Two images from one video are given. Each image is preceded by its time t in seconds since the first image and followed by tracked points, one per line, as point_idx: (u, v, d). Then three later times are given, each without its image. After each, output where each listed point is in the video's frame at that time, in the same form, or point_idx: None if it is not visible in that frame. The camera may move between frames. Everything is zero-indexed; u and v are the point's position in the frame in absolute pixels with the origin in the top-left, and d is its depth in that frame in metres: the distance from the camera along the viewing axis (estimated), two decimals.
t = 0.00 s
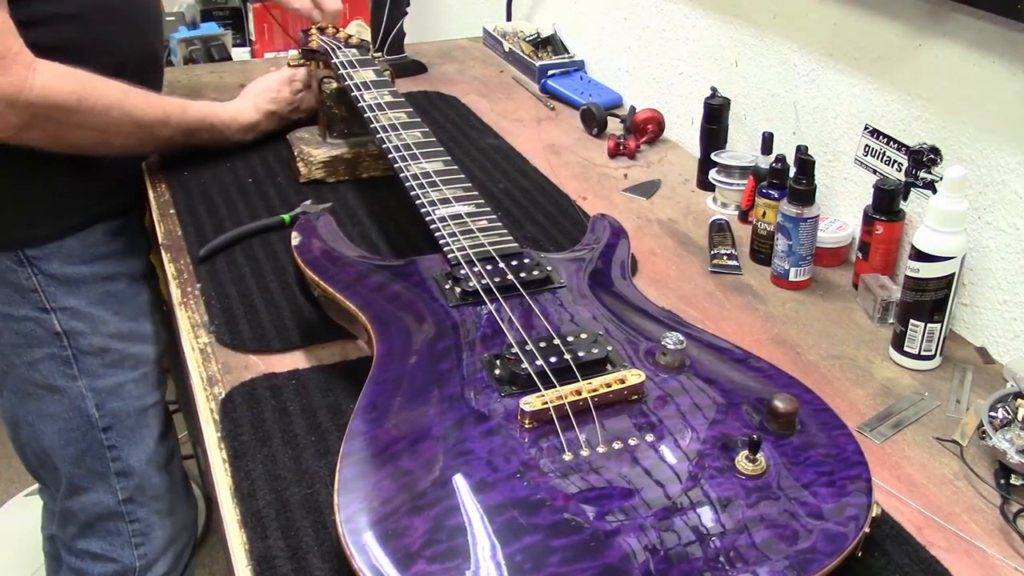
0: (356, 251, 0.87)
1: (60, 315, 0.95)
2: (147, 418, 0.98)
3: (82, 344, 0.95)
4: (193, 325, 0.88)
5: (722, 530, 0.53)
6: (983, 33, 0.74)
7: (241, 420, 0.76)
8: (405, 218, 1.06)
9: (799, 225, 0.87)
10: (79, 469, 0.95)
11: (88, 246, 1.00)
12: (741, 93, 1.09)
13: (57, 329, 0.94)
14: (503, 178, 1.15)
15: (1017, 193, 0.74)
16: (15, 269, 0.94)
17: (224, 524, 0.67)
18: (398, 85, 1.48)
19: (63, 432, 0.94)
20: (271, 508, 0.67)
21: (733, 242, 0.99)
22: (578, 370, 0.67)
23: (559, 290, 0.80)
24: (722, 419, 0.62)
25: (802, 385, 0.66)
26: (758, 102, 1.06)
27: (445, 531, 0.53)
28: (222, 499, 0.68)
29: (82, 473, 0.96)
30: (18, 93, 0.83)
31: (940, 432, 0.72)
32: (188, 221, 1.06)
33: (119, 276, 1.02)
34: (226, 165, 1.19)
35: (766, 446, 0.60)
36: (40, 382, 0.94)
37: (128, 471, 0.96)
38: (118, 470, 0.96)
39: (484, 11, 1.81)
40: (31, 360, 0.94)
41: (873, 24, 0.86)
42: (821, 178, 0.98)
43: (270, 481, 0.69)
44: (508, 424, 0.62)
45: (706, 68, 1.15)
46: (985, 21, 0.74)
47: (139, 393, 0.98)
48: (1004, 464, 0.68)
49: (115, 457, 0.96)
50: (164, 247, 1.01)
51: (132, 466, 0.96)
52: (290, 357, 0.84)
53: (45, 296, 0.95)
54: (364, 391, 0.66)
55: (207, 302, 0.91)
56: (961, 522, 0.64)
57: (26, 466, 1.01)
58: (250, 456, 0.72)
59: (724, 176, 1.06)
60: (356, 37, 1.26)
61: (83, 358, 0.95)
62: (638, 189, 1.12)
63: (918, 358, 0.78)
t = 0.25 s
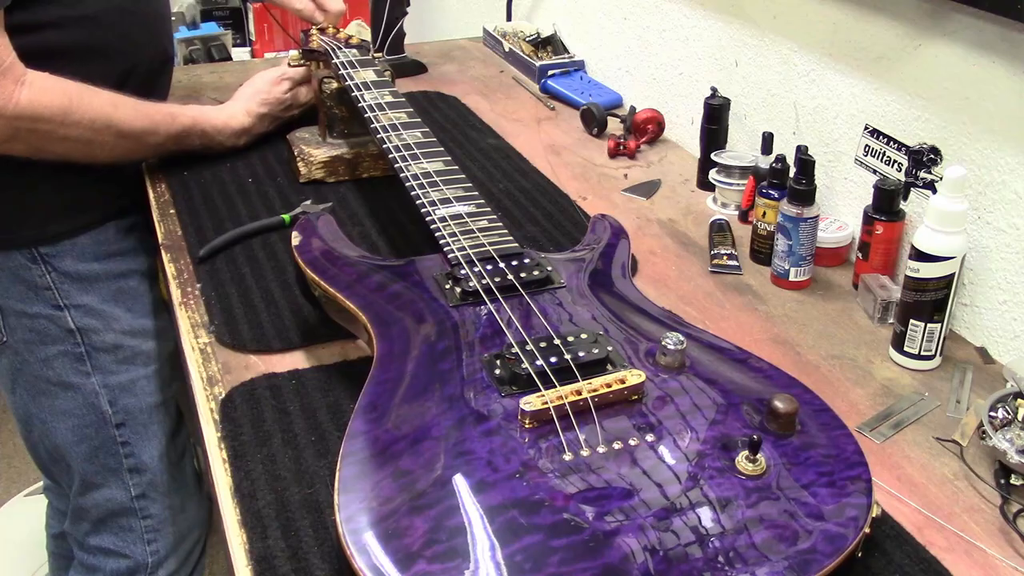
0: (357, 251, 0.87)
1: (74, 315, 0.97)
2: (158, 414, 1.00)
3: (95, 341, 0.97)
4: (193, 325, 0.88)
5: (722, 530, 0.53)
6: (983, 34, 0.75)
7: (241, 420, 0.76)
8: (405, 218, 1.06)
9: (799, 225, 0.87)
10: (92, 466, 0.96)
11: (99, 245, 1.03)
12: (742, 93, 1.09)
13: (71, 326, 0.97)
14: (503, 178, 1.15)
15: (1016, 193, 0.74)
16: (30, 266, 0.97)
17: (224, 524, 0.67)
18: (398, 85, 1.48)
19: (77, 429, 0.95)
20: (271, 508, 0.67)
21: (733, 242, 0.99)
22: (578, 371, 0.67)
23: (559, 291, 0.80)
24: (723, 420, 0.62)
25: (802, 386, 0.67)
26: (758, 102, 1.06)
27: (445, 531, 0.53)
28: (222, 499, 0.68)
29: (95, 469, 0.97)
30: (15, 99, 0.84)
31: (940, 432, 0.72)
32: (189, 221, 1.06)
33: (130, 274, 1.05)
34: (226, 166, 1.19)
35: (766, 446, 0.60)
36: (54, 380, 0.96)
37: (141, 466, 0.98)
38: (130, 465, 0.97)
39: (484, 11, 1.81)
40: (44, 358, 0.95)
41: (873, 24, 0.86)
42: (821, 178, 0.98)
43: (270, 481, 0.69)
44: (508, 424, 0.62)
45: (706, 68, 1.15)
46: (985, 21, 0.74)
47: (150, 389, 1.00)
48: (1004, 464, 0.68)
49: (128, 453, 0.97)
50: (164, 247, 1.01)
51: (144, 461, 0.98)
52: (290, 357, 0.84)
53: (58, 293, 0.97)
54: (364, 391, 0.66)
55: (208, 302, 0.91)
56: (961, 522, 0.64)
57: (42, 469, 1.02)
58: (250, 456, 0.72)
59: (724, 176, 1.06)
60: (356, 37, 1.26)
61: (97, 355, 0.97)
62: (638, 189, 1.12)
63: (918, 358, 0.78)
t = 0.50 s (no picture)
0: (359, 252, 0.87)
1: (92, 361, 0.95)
2: (174, 448, 1.04)
3: (114, 381, 0.97)
4: (193, 324, 0.88)
5: (723, 530, 0.53)
6: (983, 33, 0.75)
7: (241, 420, 0.76)
8: (405, 217, 1.06)
9: (799, 225, 0.87)
10: (109, 508, 0.99)
11: (120, 280, 0.96)
12: (742, 93, 1.09)
13: (89, 368, 0.95)
14: (503, 178, 1.15)
15: (1016, 193, 0.74)
16: (48, 307, 0.91)
17: (223, 524, 0.67)
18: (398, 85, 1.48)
19: (92, 471, 0.97)
20: (271, 507, 0.67)
21: (733, 242, 0.99)
22: (579, 370, 0.67)
23: (559, 291, 0.80)
24: (723, 420, 0.62)
25: (802, 386, 0.67)
26: (758, 102, 1.06)
27: (445, 532, 0.53)
28: (222, 498, 0.68)
29: (112, 511, 1.00)
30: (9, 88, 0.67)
31: (940, 432, 0.72)
32: (189, 221, 1.06)
33: (148, 306, 1.00)
34: (226, 165, 1.19)
35: (767, 446, 0.60)
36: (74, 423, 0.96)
37: (155, 506, 1.02)
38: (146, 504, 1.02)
39: (484, 11, 1.81)
40: (60, 401, 0.94)
41: (873, 24, 0.86)
42: (821, 178, 0.98)
43: (270, 481, 0.69)
44: (508, 425, 0.62)
45: (706, 68, 1.15)
46: (985, 21, 0.74)
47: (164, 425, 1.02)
48: (1004, 464, 0.68)
49: (144, 492, 1.01)
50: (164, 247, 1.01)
51: (159, 500, 1.02)
52: (290, 357, 0.84)
53: (78, 335, 0.94)
54: (364, 391, 0.66)
55: (208, 302, 0.91)
56: (961, 522, 0.64)
57: (38, 499, 1.02)
58: (250, 456, 0.72)
59: (724, 175, 1.06)
60: (356, 38, 1.27)
61: (115, 396, 0.98)
62: (638, 189, 1.12)
63: (918, 357, 0.78)
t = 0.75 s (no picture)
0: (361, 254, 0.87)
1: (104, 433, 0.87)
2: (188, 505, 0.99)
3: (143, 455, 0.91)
4: (193, 325, 0.88)
5: (724, 533, 0.53)
6: (983, 34, 0.75)
7: (242, 421, 0.76)
8: (405, 218, 1.06)
9: (799, 225, 0.87)
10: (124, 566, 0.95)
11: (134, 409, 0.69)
12: (742, 93, 1.09)
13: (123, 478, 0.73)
14: (503, 179, 1.15)
15: (1017, 194, 0.74)
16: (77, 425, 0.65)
17: (224, 525, 0.67)
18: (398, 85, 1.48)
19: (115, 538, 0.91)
20: (272, 508, 0.67)
21: (733, 241, 0.99)
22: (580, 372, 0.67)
23: (560, 293, 0.80)
24: (724, 422, 0.62)
25: (803, 388, 0.67)
26: (758, 102, 1.06)
27: (447, 536, 0.53)
28: (222, 499, 0.68)
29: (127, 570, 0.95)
30: (167, 23, 0.46)
31: (940, 432, 0.72)
32: (188, 222, 1.06)
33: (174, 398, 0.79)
34: (226, 165, 1.19)
35: (768, 449, 0.60)
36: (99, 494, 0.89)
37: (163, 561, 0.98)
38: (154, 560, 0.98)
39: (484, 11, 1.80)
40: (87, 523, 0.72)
41: (873, 24, 0.86)
42: (821, 178, 0.98)
43: (270, 482, 0.69)
44: (509, 427, 0.62)
45: (707, 68, 1.14)
46: (984, 21, 0.74)
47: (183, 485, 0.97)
48: (1004, 464, 0.68)
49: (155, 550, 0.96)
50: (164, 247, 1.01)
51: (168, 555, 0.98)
52: (290, 357, 0.84)
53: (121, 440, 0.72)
54: (365, 394, 0.66)
55: (208, 302, 0.91)
56: (962, 522, 0.64)
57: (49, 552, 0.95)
58: (251, 457, 0.72)
59: (724, 175, 1.06)
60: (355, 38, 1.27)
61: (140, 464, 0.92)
62: (638, 189, 1.12)
63: (917, 357, 0.78)
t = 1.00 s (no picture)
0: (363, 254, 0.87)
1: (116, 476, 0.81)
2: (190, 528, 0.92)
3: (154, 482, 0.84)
4: (193, 325, 0.88)
5: (725, 533, 0.53)
6: (983, 33, 0.75)
7: (242, 421, 0.76)
8: (405, 218, 1.06)
9: (799, 225, 0.87)
10: None
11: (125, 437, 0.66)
12: (742, 93, 1.09)
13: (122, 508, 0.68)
14: (503, 179, 1.15)
15: (1017, 194, 0.74)
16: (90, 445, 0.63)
17: (223, 525, 0.67)
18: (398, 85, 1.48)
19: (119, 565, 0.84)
20: (272, 508, 0.67)
21: (733, 241, 0.99)
22: (579, 372, 0.67)
23: (560, 293, 0.80)
24: (724, 422, 0.62)
25: (803, 388, 0.67)
26: (759, 102, 1.06)
27: (446, 536, 0.53)
28: (222, 499, 0.68)
29: None
30: None
31: (940, 432, 0.72)
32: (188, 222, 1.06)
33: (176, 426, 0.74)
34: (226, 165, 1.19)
35: (768, 449, 0.60)
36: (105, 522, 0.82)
37: None
38: None
39: (484, 11, 1.80)
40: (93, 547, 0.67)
41: (873, 24, 0.86)
42: (821, 178, 0.98)
43: (270, 482, 0.69)
44: (509, 427, 0.62)
45: (707, 68, 1.14)
46: (984, 21, 0.74)
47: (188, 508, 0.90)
48: (1003, 463, 0.68)
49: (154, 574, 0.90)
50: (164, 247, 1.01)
51: None
52: (290, 357, 0.84)
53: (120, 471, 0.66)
54: (365, 394, 0.66)
55: (207, 302, 0.91)
56: (961, 522, 0.64)
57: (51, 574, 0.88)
58: (251, 457, 0.72)
59: (724, 175, 1.06)
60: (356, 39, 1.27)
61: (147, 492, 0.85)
62: (638, 189, 1.12)
63: (917, 357, 0.78)
